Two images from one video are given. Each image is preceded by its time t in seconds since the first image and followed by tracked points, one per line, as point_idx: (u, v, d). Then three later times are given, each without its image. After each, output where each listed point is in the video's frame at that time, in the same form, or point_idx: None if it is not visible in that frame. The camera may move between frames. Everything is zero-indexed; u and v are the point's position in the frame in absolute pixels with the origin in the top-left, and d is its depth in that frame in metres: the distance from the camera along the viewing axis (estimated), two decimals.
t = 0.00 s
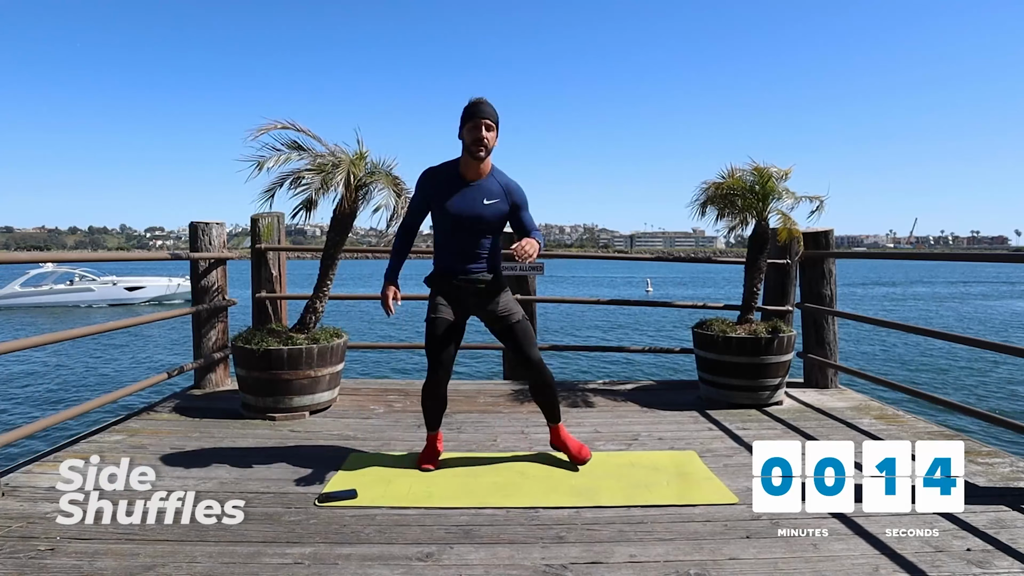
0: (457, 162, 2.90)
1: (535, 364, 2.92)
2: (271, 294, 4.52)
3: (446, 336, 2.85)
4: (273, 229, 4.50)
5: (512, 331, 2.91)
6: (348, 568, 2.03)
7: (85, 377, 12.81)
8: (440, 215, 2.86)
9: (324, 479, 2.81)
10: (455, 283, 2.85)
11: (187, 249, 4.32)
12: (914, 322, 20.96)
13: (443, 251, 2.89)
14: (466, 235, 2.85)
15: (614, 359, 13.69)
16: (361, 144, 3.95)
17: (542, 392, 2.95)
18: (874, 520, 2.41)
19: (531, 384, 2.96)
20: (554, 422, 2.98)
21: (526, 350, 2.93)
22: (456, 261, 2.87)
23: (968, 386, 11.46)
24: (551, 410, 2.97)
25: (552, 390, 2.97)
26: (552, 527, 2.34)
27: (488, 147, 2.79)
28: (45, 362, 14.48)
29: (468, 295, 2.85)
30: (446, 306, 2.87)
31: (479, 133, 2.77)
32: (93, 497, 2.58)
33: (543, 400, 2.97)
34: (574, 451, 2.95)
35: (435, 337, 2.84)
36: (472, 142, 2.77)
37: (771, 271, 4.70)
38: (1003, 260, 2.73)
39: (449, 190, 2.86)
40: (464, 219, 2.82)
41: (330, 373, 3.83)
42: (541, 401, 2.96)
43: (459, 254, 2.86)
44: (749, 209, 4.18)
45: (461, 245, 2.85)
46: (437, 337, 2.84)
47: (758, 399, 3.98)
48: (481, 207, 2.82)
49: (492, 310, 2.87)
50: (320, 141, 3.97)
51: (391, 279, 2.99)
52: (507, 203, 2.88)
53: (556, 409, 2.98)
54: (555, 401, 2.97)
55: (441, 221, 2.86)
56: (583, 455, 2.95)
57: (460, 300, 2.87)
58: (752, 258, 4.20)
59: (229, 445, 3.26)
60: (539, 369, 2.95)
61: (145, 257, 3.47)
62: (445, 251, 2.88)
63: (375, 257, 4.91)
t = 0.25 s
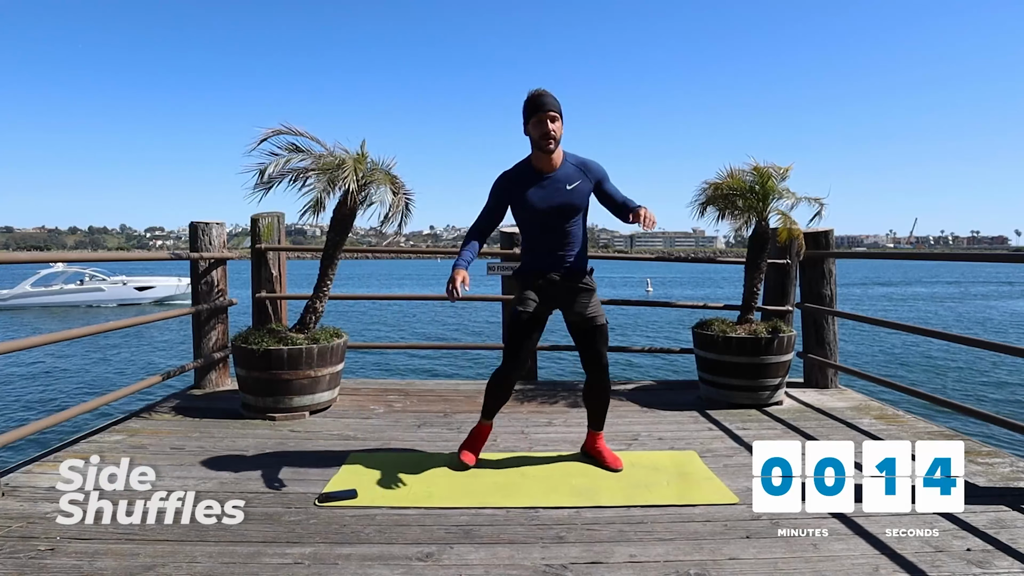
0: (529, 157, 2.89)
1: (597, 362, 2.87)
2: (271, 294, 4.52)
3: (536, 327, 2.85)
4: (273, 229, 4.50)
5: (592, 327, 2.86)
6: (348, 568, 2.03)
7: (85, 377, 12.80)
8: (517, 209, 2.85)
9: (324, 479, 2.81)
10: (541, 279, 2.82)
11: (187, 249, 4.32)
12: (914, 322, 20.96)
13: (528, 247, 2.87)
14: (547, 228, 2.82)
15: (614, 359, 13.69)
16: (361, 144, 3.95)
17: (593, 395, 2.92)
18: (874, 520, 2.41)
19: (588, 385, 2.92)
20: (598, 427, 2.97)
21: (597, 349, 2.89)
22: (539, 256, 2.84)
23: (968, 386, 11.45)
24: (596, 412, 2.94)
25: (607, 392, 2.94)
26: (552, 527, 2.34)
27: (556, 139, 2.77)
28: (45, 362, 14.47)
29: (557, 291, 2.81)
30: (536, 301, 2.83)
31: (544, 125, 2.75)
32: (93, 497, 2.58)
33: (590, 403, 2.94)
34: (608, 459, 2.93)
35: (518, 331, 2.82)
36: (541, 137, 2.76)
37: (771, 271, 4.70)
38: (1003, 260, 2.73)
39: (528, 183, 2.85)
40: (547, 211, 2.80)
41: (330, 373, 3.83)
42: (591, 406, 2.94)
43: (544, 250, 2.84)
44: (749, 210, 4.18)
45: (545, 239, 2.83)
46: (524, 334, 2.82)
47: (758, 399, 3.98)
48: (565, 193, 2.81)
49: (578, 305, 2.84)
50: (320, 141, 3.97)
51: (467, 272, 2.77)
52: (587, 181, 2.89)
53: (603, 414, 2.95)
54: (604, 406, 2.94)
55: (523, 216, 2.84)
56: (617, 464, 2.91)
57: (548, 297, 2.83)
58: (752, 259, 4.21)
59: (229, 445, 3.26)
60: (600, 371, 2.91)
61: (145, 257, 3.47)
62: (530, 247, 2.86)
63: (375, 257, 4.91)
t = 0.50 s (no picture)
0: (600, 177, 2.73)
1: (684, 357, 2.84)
2: (271, 294, 4.52)
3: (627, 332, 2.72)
4: (273, 229, 4.50)
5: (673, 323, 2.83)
6: (348, 568, 2.03)
7: (85, 377, 12.80)
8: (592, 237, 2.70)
9: (324, 479, 2.81)
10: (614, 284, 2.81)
11: (187, 249, 4.32)
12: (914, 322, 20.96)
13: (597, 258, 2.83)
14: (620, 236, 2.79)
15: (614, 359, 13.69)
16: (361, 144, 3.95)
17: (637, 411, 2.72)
18: (874, 520, 2.41)
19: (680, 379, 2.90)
20: (694, 418, 2.96)
21: (682, 341, 2.85)
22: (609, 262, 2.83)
23: (968, 386, 11.46)
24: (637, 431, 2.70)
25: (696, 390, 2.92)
26: (552, 527, 2.34)
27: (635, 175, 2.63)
28: (45, 363, 14.47)
29: (630, 290, 2.81)
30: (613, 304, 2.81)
31: (628, 161, 2.58)
32: (93, 497, 2.58)
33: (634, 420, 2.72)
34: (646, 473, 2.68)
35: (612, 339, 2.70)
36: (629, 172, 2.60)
37: (771, 271, 4.70)
38: (1003, 260, 2.73)
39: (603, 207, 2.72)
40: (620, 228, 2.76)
41: (330, 373, 3.83)
42: (635, 422, 2.72)
43: (615, 257, 2.82)
44: (749, 209, 4.18)
45: (614, 249, 2.81)
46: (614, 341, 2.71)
47: (758, 399, 3.98)
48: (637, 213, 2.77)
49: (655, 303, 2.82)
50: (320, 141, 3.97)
51: (605, 327, 2.53)
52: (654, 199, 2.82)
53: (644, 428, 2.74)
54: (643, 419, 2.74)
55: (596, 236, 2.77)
56: (651, 483, 2.66)
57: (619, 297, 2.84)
58: (752, 258, 4.21)
59: (229, 445, 3.26)
60: (687, 363, 2.88)
61: (145, 257, 3.47)
62: (598, 258, 2.82)
63: (375, 257, 4.92)
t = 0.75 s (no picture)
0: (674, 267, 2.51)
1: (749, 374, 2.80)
2: (271, 294, 4.52)
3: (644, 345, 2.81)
4: (273, 229, 4.50)
5: (727, 343, 2.84)
6: (348, 568, 2.03)
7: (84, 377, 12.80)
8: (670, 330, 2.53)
9: (324, 478, 2.81)
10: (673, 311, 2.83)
11: (187, 249, 4.32)
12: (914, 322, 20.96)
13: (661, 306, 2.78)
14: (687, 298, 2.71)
15: (614, 359, 13.69)
16: (362, 144, 3.94)
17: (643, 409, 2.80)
18: (874, 520, 2.41)
19: (742, 395, 2.82)
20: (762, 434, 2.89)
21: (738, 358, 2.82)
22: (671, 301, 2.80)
23: (968, 386, 11.46)
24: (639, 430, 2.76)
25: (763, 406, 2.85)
26: (552, 527, 2.34)
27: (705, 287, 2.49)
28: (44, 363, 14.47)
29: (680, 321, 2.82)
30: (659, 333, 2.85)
31: (704, 276, 2.41)
32: (93, 497, 2.58)
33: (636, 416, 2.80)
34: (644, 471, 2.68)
35: (634, 345, 2.83)
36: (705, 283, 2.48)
37: (771, 271, 4.70)
38: (1003, 260, 2.73)
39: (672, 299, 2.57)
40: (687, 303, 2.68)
41: (330, 373, 3.83)
42: (636, 418, 2.80)
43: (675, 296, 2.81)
44: (749, 210, 4.18)
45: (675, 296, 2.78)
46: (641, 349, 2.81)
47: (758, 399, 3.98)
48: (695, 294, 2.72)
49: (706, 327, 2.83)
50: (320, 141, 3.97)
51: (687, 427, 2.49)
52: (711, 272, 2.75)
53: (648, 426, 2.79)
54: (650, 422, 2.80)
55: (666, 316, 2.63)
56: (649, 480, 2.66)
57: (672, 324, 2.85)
58: (752, 258, 4.21)
59: (229, 445, 3.26)
60: (753, 381, 2.80)
61: (145, 257, 3.47)
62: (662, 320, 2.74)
63: (374, 257, 4.92)
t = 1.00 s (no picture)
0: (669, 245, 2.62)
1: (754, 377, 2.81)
2: (271, 294, 4.52)
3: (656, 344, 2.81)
4: (273, 229, 4.50)
5: (734, 345, 2.87)
6: (348, 568, 2.03)
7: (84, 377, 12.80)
8: (667, 307, 2.58)
9: (324, 478, 2.81)
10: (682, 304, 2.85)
11: (187, 249, 4.32)
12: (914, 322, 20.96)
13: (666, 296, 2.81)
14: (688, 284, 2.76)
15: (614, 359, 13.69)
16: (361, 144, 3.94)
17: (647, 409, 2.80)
18: (874, 520, 2.41)
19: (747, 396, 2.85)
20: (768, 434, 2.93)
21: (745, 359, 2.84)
22: (676, 297, 2.83)
23: (968, 386, 11.46)
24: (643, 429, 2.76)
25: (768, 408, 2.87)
26: (552, 527, 2.34)
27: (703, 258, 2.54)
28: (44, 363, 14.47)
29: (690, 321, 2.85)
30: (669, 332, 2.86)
31: (696, 241, 2.48)
32: (93, 497, 2.58)
33: (639, 416, 2.81)
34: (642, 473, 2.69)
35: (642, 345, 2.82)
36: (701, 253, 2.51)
37: (771, 271, 4.70)
38: (1003, 260, 2.73)
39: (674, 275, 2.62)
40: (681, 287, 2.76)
41: (330, 373, 3.84)
42: (639, 418, 2.79)
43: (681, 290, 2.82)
44: (749, 210, 4.18)
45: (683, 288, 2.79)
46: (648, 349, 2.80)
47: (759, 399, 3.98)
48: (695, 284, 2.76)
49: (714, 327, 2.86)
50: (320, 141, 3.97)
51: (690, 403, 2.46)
52: (716, 258, 2.78)
53: (650, 427, 2.78)
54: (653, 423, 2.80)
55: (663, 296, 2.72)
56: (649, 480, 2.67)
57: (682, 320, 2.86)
58: (752, 258, 4.20)
59: (229, 445, 3.26)
60: (758, 383, 2.83)
61: (145, 257, 3.47)
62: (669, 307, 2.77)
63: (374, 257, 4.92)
